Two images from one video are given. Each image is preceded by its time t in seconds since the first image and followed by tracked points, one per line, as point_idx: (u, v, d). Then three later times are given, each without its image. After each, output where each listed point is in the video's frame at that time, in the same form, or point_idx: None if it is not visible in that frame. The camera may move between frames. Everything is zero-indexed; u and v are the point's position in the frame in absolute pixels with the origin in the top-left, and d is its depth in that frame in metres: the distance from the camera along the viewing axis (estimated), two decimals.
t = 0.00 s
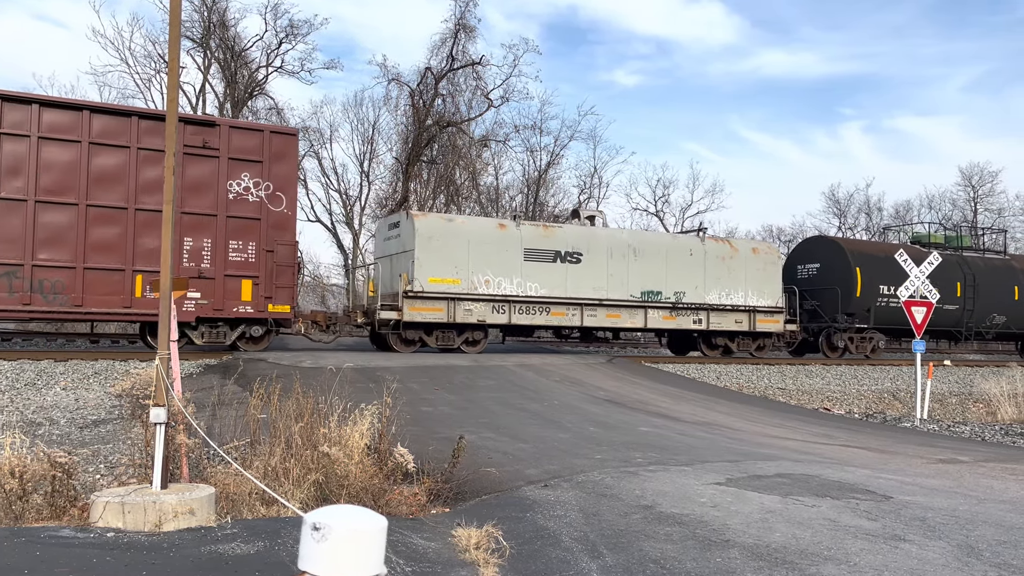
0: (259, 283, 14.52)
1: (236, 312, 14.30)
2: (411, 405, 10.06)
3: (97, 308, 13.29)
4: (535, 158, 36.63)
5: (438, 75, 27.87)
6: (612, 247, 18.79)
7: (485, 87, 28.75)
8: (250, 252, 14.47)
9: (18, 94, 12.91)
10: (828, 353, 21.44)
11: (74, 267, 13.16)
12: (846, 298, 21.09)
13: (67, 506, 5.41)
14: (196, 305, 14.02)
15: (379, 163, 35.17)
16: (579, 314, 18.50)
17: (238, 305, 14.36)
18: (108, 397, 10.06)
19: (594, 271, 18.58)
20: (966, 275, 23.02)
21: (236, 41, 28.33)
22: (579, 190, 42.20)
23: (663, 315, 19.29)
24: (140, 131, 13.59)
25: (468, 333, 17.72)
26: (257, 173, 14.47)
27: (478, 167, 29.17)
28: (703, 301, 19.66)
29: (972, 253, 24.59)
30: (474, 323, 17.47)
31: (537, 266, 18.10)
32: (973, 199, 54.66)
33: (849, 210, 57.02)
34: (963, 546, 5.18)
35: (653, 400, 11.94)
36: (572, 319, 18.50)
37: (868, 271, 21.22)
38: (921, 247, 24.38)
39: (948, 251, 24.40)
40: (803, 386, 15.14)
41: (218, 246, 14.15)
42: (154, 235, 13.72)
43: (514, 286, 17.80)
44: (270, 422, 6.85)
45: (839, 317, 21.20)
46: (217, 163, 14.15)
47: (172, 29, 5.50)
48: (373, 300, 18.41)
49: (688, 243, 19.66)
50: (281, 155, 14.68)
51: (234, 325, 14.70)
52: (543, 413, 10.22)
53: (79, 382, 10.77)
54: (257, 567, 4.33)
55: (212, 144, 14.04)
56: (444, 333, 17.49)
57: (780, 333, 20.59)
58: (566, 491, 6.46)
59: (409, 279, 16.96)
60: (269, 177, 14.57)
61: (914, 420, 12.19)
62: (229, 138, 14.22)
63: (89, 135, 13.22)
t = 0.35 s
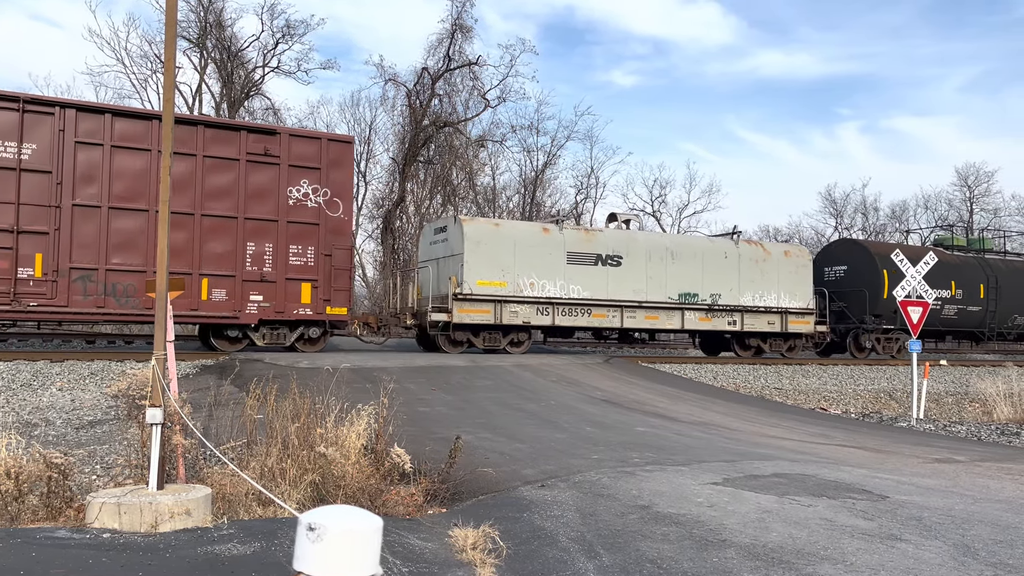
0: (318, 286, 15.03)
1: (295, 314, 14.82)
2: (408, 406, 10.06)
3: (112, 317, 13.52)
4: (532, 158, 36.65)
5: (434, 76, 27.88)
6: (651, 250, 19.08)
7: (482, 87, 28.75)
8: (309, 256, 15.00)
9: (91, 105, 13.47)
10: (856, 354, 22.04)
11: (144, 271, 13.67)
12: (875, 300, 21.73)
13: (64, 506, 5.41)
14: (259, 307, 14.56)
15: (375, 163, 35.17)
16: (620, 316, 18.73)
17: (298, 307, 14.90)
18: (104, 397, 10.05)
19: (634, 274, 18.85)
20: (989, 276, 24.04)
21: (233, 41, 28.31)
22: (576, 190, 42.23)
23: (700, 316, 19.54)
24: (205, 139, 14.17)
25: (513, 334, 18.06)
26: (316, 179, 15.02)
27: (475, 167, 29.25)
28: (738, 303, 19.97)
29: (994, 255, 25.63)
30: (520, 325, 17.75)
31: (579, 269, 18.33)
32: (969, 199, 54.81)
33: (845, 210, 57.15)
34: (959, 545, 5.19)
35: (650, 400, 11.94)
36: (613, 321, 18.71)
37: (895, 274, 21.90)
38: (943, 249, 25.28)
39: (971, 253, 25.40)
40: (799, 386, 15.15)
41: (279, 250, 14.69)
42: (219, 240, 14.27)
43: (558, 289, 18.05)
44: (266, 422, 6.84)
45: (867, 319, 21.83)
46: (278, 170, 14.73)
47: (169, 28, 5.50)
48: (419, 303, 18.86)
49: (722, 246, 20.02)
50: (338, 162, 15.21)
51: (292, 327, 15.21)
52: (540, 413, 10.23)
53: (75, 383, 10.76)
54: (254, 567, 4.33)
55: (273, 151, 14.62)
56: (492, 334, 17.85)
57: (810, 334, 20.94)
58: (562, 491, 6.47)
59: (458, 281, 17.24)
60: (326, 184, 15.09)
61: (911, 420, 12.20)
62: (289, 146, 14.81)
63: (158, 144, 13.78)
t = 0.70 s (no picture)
0: (374, 288, 15.35)
1: (353, 317, 15.16)
2: (405, 406, 10.06)
3: (119, 323, 13.76)
4: (530, 159, 36.68)
5: (432, 76, 27.86)
6: (689, 254, 19.48)
7: (479, 87, 28.74)
8: (366, 260, 15.32)
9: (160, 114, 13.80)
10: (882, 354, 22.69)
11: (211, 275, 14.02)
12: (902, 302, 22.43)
13: (60, 507, 5.41)
14: (318, 309, 14.91)
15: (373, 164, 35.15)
16: (659, 318, 19.14)
17: (355, 310, 15.24)
18: (101, 398, 10.05)
19: (673, 277, 19.25)
20: (1011, 278, 24.94)
21: (231, 42, 28.28)
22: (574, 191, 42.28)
23: (735, 318, 19.97)
24: (267, 147, 14.51)
25: (556, 335, 18.51)
26: (372, 186, 15.34)
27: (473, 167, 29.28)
28: (771, 305, 20.40)
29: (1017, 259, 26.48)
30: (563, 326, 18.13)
31: (620, 272, 18.71)
32: (966, 199, 54.92)
33: (842, 211, 57.26)
34: (957, 545, 5.19)
35: (648, 400, 11.95)
36: (652, 323, 19.11)
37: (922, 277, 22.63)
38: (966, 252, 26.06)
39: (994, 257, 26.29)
40: (797, 387, 15.15)
41: (336, 254, 15.02)
42: (281, 245, 14.63)
43: (600, 292, 18.43)
44: (263, 423, 6.84)
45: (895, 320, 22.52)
46: (336, 177, 15.05)
47: (166, 30, 5.48)
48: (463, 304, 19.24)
49: (756, 249, 20.45)
50: (392, 169, 15.53)
51: (349, 329, 15.54)
52: (538, 414, 10.23)
53: (72, 383, 10.75)
54: (252, 567, 4.32)
55: (331, 159, 14.95)
56: (536, 335, 18.26)
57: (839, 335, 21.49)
58: (560, 492, 6.47)
59: (504, 284, 17.65)
60: (381, 190, 15.40)
61: (908, 420, 12.20)
62: (347, 153, 15.12)
63: (223, 152, 14.14)
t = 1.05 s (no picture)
0: (428, 291, 15.47)
1: (408, 319, 15.30)
2: (404, 407, 10.07)
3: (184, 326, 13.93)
4: (529, 159, 36.72)
5: (431, 77, 27.88)
6: (726, 257, 19.84)
7: (478, 88, 28.76)
8: (419, 264, 15.45)
9: (226, 122, 13.90)
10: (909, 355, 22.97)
11: (275, 278, 14.18)
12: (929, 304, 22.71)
13: (59, 508, 5.39)
14: (375, 312, 15.04)
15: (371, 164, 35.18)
16: (697, 319, 19.51)
17: (410, 313, 15.36)
18: (99, 398, 10.05)
19: (711, 280, 19.62)
20: None
21: (229, 43, 28.30)
22: (573, 192, 42.35)
23: (769, 319, 20.37)
24: (326, 154, 14.63)
25: (599, 337, 18.70)
26: (425, 192, 15.48)
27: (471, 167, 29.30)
28: (804, 307, 20.79)
29: None
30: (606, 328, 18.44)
31: (660, 275, 19.06)
32: (964, 200, 55.03)
33: (841, 211, 57.37)
34: (955, 546, 5.19)
35: (646, 401, 11.96)
36: (690, 324, 19.47)
37: (948, 279, 22.91)
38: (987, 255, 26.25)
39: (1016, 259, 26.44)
40: (796, 387, 15.17)
41: (391, 258, 15.14)
42: (340, 249, 14.75)
43: (641, 294, 18.78)
44: (262, 423, 6.84)
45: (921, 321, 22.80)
46: (392, 183, 15.18)
47: (164, 30, 5.48)
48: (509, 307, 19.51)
49: (789, 253, 20.82)
50: (444, 176, 15.67)
51: (403, 330, 15.68)
52: (536, 414, 10.24)
53: (70, 384, 10.75)
54: (251, 568, 4.32)
55: (387, 166, 15.09)
56: (579, 338, 18.44)
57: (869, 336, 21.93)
58: (559, 492, 6.47)
59: (550, 287, 17.98)
60: (434, 197, 15.54)
61: (907, 421, 12.20)
62: (401, 160, 15.27)
63: (286, 160, 14.26)
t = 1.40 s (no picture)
0: (477, 294, 15.94)
1: (459, 321, 15.75)
2: (403, 407, 10.06)
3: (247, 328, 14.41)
4: (528, 160, 36.72)
5: (430, 77, 27.88)
6: (762, 260, 20.23)
7: (477, 88, 28.76)
8: (469, 267, 15.92)
9: (288, 131, 14.39)
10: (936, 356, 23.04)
11: (334, 282, 14.67)
12: (955, 305, 22.81)
13: (58, 509, 5.37)
14: (428, 314, 15.51)
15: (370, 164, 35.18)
16: (734, 321, 19.89)
17: (461, 315, 15.82)
18: (98, 399, 10.04)
19: (748, 283, 19.99)
20: None
21: (229, 43, 28.30)
22: (572, 193, 42.31)
23: (803, 322, 20.74)
24: (381, 162, 15.09)
25: (639, 338, 19.12)
26: (475, 199, 15.92)
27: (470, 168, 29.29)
28: (838, 309, 21.12)
29: None
30: (645, 330, 18.92)
31: (699, 278, 19.49)
32: (963, 202, 55.01)
33: (840, 212, 57.37)
34: (954, 546, 5.20)
35: (645, 401, 11.98)
36: (728, 326, 19.87)
37: (975, 281, 23.00)
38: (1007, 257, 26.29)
39: None
40: (795, 388, 15.18)
41: (443, 262, 15.61)
42: (395, 253, 15.22)
43: (680, 297, 19.21)
44: (261, 424, 6.83)
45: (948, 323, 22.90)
46: (444, 190, 15.64)
47: (164, 31, 5.48)
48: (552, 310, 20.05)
49: (823, 256, 21.17)
50: (493, 182, 16.11)
51: (454, 332, 16.16)
52: (536, 415, 10.23)
53: (69, 385, 10.73)
54: (250, 569, 4.32)
55: (440, 173, 15.54)
56: (621, 338, 18.91)
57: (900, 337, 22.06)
58: (558, 493, 6.47)
59: (593, 290, 18.48)
60: (483, 203, 15.99)
61: (906, 421, 12.21)
62: (453, 167, 15.72)
63: (345, 167, 14.74)
